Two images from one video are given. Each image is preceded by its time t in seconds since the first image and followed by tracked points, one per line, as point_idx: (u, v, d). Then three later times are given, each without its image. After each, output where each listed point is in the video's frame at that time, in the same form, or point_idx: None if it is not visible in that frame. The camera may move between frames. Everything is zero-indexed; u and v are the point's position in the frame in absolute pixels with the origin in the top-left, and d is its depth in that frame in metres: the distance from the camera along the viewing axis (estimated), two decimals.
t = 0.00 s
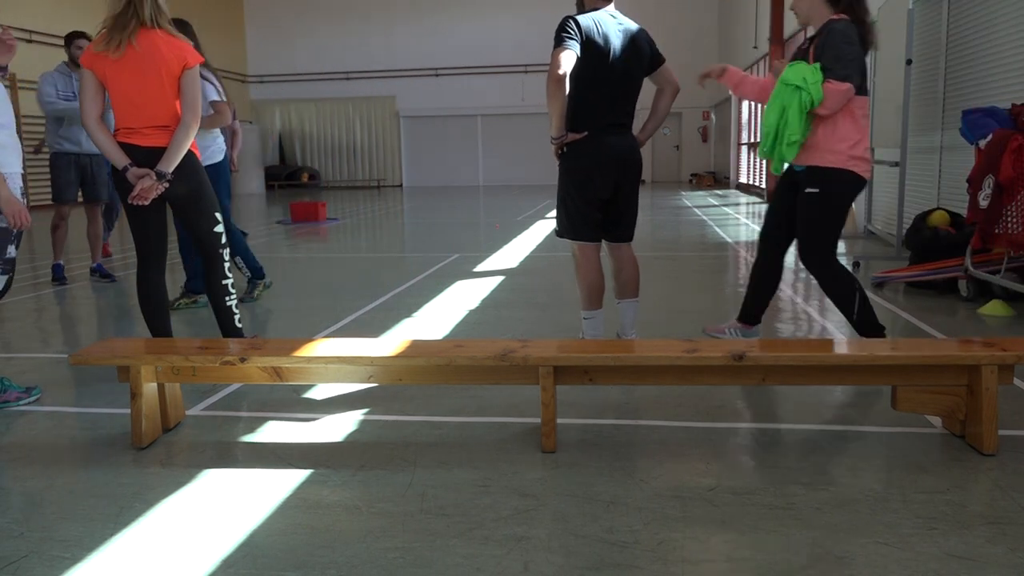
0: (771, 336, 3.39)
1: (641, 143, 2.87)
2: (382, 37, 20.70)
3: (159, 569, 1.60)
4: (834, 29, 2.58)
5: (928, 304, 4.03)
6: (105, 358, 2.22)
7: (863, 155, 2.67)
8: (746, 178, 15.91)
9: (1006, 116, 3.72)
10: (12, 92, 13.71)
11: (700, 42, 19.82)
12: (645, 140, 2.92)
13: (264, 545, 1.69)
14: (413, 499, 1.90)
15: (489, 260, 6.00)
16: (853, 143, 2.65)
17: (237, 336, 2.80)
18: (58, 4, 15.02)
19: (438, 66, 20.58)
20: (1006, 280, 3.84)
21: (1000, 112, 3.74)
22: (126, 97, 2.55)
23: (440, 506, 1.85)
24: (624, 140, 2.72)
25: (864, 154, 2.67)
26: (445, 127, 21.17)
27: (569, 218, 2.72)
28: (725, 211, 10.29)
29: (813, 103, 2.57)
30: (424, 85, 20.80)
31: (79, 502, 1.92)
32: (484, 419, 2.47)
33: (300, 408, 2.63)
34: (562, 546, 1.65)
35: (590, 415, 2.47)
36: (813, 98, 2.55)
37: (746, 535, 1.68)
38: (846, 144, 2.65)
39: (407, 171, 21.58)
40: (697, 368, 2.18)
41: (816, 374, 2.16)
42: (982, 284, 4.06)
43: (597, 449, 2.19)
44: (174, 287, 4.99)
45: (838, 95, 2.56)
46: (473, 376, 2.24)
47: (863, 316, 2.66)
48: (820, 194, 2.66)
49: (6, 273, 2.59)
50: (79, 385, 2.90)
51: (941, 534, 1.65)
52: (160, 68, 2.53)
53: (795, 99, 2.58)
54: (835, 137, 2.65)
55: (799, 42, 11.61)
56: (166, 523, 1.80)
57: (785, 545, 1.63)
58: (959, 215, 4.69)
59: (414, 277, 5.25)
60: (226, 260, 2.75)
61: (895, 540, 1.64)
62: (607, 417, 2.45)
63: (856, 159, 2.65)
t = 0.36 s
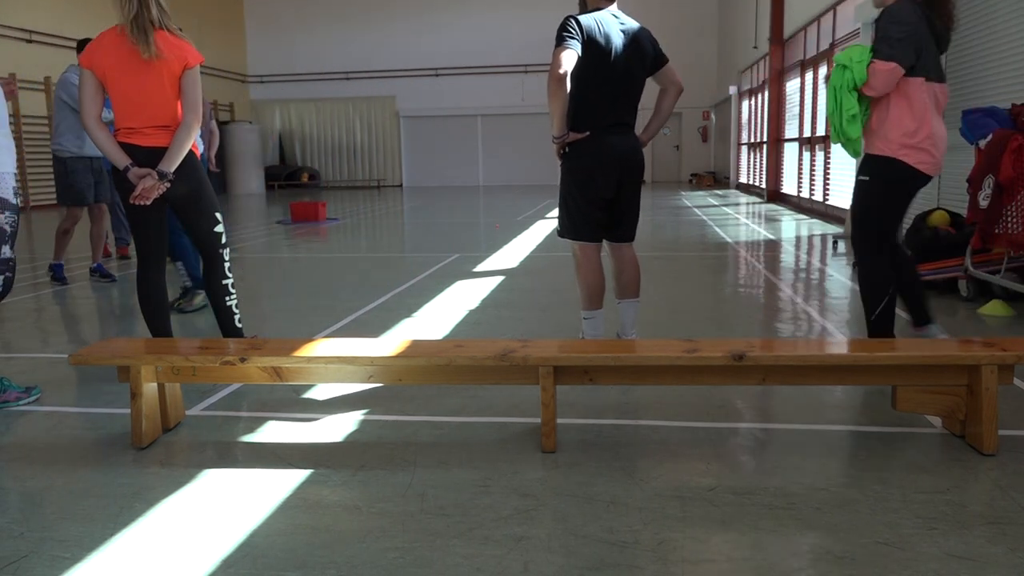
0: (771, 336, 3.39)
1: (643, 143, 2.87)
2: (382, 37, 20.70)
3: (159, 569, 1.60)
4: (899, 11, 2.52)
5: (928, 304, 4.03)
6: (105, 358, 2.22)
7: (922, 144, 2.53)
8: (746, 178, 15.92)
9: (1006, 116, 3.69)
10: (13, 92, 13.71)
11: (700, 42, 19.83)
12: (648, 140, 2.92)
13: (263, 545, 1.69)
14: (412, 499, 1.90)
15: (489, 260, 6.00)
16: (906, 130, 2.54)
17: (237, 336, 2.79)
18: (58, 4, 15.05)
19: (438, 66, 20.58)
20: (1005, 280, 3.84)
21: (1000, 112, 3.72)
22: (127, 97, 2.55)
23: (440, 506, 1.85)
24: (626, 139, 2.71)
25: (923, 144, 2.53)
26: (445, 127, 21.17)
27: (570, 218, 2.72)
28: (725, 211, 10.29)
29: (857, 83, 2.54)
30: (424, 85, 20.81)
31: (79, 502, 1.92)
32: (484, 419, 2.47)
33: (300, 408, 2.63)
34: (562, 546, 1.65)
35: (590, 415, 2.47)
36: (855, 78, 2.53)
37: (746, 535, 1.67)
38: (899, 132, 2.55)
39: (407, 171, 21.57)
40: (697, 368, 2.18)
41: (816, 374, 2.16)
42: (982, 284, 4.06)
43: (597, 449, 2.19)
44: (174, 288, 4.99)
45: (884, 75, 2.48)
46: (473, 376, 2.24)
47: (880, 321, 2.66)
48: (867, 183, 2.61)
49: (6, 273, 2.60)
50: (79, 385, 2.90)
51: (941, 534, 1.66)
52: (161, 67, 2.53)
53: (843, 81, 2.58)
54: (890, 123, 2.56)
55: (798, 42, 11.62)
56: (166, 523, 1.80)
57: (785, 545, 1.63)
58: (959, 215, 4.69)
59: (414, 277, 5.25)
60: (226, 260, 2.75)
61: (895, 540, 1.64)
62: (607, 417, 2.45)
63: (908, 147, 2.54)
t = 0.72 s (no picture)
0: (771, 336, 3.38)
1: (643, 142, 2.87)
2: (382, 38, 20.70)
3: (159, 569, 1.60)
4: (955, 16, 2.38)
5: (928, 304, 4.03)
6: (105, 358, 2.22)
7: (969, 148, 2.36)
8: (746, 178, 15.92)
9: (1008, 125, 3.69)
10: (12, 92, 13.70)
11: (699, 42, 19.83)
12: (648, 140, 2.92)
13: (264, 545, 1.69)
14: (412, 499, 1.90)
15: (489, 261, 6.00)
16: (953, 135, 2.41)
17: (237, 336, 2.79)
18: (58, 4, 15.05)
19: (438, 66, 20.58)
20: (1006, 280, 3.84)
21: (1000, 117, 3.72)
22: (125, 97, 2.55)
23: (440, 506, 1.85)
24: (624, 138, 2.71)
25: (961, 147, 2.38)
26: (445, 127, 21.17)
27: (571, 218, 2.72)
28: (725, 211, 10.29)
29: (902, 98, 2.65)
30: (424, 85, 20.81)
31: (78, 503, 1.91)
32: (484, 419, 2.47)
33: (300, 408, 2.62)
34: (561, 546, 1.65)
35: (590, 416, 2.47)
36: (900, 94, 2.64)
37: (746, 535, 1.67)
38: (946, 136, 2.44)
39: (407, 171, 21.56)
40: (697, 368, 2.18)
41: (816, 374, 2.16)
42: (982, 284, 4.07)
43: (597, 449, 2.19)
44: (174, 288, 4.99)
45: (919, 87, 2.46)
46: (473, 376, 2.24)
47: (894, 313, 2.60)
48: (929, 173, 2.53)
49: None
50: (80, 385, 2.90)
51: (941, 534, 1.66)
52: (159, 67, 2.53)
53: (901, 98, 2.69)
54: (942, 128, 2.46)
55: (798, 42, 11.62)
56: (166, 523, 1.80)
57: (786, 545, 1.63)
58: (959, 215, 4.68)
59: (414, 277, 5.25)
60: (227, 260, 2.75)
61: (896, 540, 1.64)
62: (607, 417, 2.45)
63: (947, 150, 2.42)
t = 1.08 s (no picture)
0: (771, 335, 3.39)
1: (643, 142, 2.87)
2: (382, 37, 20.70)
3: (159, 569, 1.60)
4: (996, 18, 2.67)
5: (928, 304, 4.03)
6: (105, 358, 2.22)
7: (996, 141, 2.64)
8: (746, 178, 15.92)
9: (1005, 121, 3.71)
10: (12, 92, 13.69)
11: (699, 42, 19.83)
12: (648, 139, 2.92)
13: (264, 545, 1.69)
14: (412, 499, 1.90)
15: (489, 260, 6.00)
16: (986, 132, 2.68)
17: (237, 336, 2.79)
18: (58, 4, 15.05)
19: (438, 66, 20.59)
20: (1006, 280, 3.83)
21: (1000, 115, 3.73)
22: (124, 97, 2.55)
23: (440, 506, 1.85)
24: (624, 137, 2.71)
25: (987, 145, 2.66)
26: (446, 127, 21.17)
27: (571, 219, 2.72)
28: (725, 211, 10.29)
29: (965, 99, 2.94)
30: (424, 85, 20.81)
31: (78, 502, 1.91)
32: (484, 419, 2.47)
33: (301, 408, 2.62)
34: (561, 545, 1.65)
35: (590, 415, 2.47)
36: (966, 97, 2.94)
37: (746, 535, 1.67)
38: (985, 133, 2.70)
39: (407, 171, 21.57)
40: (697, 368, 2.17)
41: (816, 374, 2.16)
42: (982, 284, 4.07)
43: (597, 449, 2.19)
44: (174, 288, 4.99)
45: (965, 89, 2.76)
46: (473, 376, 2.24)
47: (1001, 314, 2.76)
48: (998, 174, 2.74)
49: None
50: (80, 385, 2.90)
51: (941, 534, 1.65)
52: (158, 68, 2.53)
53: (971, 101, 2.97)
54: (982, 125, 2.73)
55: (798, 42, 11.62)
56: (166, 523, 1.80)
57: (786, 546, 1.63)
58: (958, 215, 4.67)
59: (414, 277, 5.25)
60: (226, 261, 2.75)
61: (896, 541, 1.64)
62: (607, 417, 2.45)
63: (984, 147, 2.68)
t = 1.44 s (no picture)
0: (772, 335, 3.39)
1: (642, 142, 2.86)
2: (382, 38, 20.70)
3: (158, 569, 1.60)
4: None
5: (928, 304, 4.03)
6: (105, 358, 2.22)
7: None
8: (746, 178, 15.93)
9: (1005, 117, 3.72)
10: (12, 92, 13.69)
11: (699, 42, 19.82)
12: (647, 139, 2.91)
13: (264, 546, 1.69)
14: (412, 499, 1.90)
15: (489, 260, 6.00)
16: None
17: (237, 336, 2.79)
18: (58, 4, 15.05)
19: (438, 66, 20.59)
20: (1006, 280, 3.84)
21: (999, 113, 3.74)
22: (124, 98, 2.55)
23: (440, 506, 1.85)
24: (622, 137, 2.71)
25: None
26: (446, 127, 21.16)
27: (571, 219, 2.72)
28: (725, 211, 10.29)
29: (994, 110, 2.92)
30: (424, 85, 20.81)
31: (78, 503, 1.91)
32: (484, 419, 2.47)
33: (301, 408, 2.62)
34: (561, 545, 1.65)
35: (590, 415, 2.47)
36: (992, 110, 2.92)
37: (746, 535, 1.67)
38: None
39: (407, 171, 21.57)
40: (697, 368, 2.17)
41: (816, 374, 2.16)
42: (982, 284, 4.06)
43: (597, 449, 2.19)
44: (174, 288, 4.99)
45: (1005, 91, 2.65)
46: (473, 376, 2.24)
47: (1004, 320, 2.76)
48: None
49: None
50: (80, 385, 2.90)
51: (941, 534, 1.65)
52: (157, 68, 2.53)
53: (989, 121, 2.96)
54: None
55: (798, 41, 11.62)
56: (166, 523, 1.80)
57: (786, 546, 1.63)
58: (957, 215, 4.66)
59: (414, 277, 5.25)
60: (226, 261, 2.75)
61: (896, 541, 1.64)
62: (607, 417, 2.45)
63: None
